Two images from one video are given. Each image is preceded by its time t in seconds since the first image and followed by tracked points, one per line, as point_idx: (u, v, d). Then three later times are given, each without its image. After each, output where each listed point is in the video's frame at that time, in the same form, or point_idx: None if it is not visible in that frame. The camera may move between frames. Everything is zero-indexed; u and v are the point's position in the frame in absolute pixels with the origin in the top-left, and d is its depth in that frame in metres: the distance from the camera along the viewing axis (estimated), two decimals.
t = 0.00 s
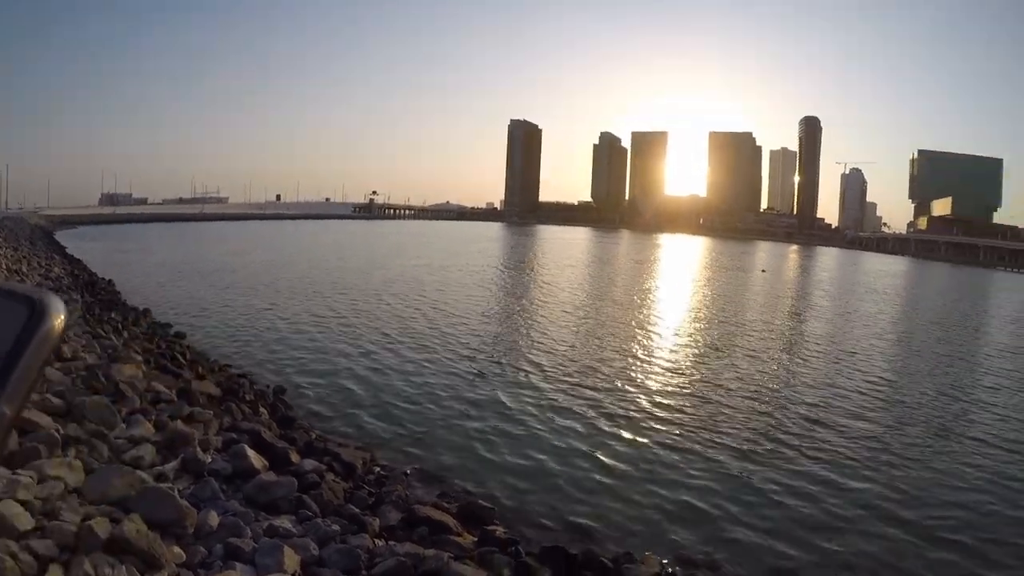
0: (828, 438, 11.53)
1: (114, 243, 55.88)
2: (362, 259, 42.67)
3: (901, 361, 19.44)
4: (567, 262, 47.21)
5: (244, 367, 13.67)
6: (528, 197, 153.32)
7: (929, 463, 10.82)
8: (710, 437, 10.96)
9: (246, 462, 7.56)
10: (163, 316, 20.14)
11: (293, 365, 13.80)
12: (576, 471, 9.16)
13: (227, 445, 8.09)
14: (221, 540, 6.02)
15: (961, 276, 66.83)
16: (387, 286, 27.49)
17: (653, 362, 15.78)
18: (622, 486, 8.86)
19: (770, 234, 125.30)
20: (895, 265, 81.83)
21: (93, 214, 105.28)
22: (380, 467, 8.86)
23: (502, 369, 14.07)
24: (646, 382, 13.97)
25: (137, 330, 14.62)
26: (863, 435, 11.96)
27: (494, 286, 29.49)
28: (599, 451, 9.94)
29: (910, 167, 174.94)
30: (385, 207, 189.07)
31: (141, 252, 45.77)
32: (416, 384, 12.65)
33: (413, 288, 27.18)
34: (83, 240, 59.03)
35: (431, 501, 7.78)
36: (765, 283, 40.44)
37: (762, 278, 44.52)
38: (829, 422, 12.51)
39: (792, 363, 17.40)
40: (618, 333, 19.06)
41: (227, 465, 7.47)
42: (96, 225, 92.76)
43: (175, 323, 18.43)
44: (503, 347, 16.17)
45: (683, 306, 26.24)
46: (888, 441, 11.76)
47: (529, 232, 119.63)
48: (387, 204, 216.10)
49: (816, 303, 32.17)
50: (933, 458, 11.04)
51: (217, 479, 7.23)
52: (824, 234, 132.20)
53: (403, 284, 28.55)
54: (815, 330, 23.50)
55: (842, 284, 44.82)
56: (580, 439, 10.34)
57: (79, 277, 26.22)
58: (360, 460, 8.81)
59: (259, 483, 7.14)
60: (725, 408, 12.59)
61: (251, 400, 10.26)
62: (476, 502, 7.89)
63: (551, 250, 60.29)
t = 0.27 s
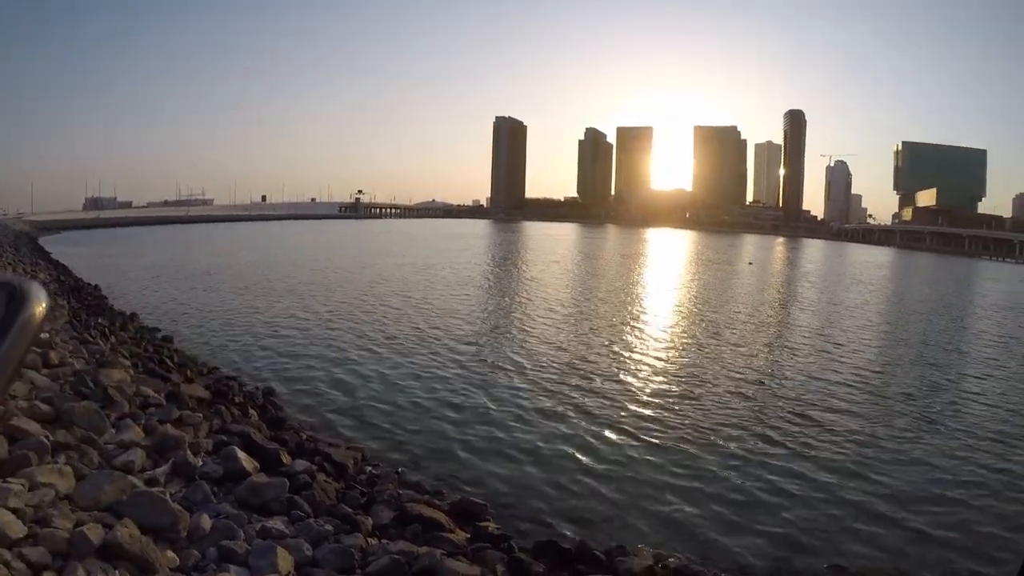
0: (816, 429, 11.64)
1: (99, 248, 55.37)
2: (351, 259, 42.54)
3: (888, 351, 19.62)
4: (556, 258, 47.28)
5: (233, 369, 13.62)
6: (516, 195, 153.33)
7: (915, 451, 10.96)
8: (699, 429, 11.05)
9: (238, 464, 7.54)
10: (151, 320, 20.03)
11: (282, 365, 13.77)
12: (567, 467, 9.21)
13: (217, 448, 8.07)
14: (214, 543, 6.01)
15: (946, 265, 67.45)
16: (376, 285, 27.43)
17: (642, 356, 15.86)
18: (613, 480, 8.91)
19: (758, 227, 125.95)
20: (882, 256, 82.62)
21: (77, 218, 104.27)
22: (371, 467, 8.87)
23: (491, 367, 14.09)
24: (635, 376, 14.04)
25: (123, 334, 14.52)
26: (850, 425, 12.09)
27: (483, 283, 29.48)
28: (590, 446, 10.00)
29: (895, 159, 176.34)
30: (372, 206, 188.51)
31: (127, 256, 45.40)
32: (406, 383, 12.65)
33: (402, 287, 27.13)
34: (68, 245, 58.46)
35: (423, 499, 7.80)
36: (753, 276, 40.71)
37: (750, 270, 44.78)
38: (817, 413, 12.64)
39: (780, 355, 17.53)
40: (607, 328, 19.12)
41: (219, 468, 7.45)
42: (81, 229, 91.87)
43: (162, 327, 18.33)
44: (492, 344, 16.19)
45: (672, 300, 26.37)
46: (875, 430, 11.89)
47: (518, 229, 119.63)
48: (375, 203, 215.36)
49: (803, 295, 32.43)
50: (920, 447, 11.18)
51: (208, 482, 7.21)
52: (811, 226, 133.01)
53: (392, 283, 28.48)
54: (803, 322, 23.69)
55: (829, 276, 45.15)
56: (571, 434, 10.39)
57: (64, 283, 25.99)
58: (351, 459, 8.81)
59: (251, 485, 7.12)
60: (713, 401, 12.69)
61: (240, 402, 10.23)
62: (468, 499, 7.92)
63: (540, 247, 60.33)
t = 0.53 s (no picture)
0: (817, 425, 11.65)
1: (100, 245, 55.34)
2: (351, 255, 42.54)
3: (889, 348, 19.61)
4: (557, 254, 47.25)
5: (234, 366, 13.63)
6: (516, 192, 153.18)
7: (916, 448, 10.97)
8: (700, 426, 11.04)
9: (240, 460, 7.55)
10: (152, 317, 20.04)
11: (283, 362, 13.79)
12: (568, 463, 9.22)
13: (219, 445, 8.07)
14: (216, 539, 6.02)
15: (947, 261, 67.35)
16: (375, 282, 27.44)
17: (643, 353, 15.85)
18: (614, 477, 8.92)
19: (759, 223, 125.79)
20: (882, 252, 82.55)
21: (77, 215, 104.28)
22: (373, 463, 8.88)
23: (492, 363, 14.10)
24: (636, 372, 14.03)
25: (124, 331, 14.54)
26: (851, 421, 12.09)
27: (483, 279, 29.47)
28: (591, 442, 10.01)
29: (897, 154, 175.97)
30: (373, 203, 188.48)
31: (127, 253, 45.43)
32: (407, 379, 12.66)
33: (402, 283, 27.12)
34: (68, 242, 58.45)
35: (425, 495, 7.81)
36: (754, 273, 40.70)
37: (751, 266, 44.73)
38: (818, 409, 12.64)
39: (781, 352, 17.52)
40: (607, 324, 19.13)
41: (221, 465, 7.45)
42: (81, 227, 91.92)
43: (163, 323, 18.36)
44: (493, 341, 16.18)
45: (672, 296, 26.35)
46: (876, 427, 11.89)
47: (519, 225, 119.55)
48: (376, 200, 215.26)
49: (804, 291, 32.40)
50: (921, 443, 11.19)
51: (211, 479, 7.22)
52: (812, 222, 132.82)
53: (392, 279, 28.48)
54: (803, 318, 23.67)
55: (830, 272, 45.10)
56: (572, 431, 10.41)
57: (65, 280, 26.00)
58: (353, 456, 8.82)
59: (253, 481, 7.14)
60: (714, 397, 12.69)
61: (242, 399, 10.24)
62: (470, 496, 7.93)
63: (541, 243, 60.29)
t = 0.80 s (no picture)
0: (811, 426, 11.69)
1: (96, 244, 55.19)
2: (347, 254, 42.51)
3: (883, 349, 19.69)
4: (554, 254, 47.29)
5: (230, 364, 13.63)
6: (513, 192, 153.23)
7: (910, 449, 11.01)
8: (695, 426, 11.07)
9: (236, 459, 7.55)
10: (148, 315, 20.02)
11: (279, 360, 13.79)
12: (563, 463, 9.23)
13: (215, 443, 8.07)
14: (212, 538, 6.01)
15: (943, 263, 67.51)
16: (372, 281, 27.43)
17: (638, 353, 15.86)
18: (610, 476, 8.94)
19: (756, 224, 125.99)
20: (878, 253, 82.72)
21: (74, 213, 104.00)
22: (369, 462, 8.88)
23: (487, 362, 14.10)
24: (631, 372, 14.04)
25: (120, 329, 14.52)
26: (845, 422, 12.13)
27: (480, 279, 29.48)
28: (586, 442, 10.03)
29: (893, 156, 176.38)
30: (370, 202, 188.32)
31: (124, 251, 45.38)
32: (402, 378, 12.67)
33: (398, 283, 27.11)
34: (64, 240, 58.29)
35: (420, 494, 7.82)
36: (750, 273, 40.81)
37: (748, 267, 44.78)
38: (812, 410, 12.68)
39: (777, 352, 17.56)
40: (603, 324, 19.15)
41: (217, 464, 7.45)
42: (77, 225, 91.72)
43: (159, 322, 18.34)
44: (489, 340, 16.19)
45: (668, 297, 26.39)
46: (869, 427, 11.94)
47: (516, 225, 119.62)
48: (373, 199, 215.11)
49: (800, 292, 32.47)
50: (914, 444, 11.24)
51: (207, 478, 7.22)
52: (808, 223, 133.08)
53: (388, 279, 28.47)
54: (799, 320, 23.72)
55: (826, 274, 45.20)
56: (567, 430, 10.42)
57: (61, 278, 25.97)
58: (349, 455, 8.82)
59: (249, 480, 7.14)
60: (709, 397, 12.72)
61: (238, 397, 10.23)
62: (465, 495, 7.93)
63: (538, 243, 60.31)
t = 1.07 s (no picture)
0: (803, 423, 11.74)
1: (88, 241, 54.86)
2: (341, 251, 42.38)
3: (875, 346, 19.76)
4: (548, 251, 47.28)
5: (223, 362, 13.58)
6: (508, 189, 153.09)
7: (901, 447, 11.08)
8: (688, 423, 11.10)
9: (229, 457, 7.53)
10: (140, 312, 19.93)
11: (273, 358, 13.75)
12: (557, 460, 9.26)
13: (208, 441, 8.05)
14: (204, 537, 5.99)
15: (935, 261, 67.85)
16: (365, 278, 27.34)
17: (632, 350, 15.88)
18: (603, 475, 8.96)
19: (750, 221, 126.35)
20: (871, 250, 83.03)
21: (66, 210, 103.32)
22: (362, 460, 8.87)
23: (481, 360, 14.10)
24: (625, 370, 14.06)
25: (112, 327, 14.44)
26: (837, 420, 12.19)
27: (474, 276, 29.45)
28: (580, 439, 10.05)
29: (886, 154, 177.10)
30: (364, 199, 187.83)
31: (116, 248, 45.14)
32: (396, 375, 12.66)
33: (392, 280, 27.05)
34: (56, 238, 57.92)
35: (414, 492, 7.81)
36: (743, 271, 40.91)
37: (741, 265, 44.87)
38: (805, 407, 12.73)
39: (770, 350, 17.61)
40: (597, 322, 19.16)
41: (210, 462, 7.43)
42: (69, 222, 91.11)
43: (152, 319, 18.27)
44: (483, 338, 16.18)
45: (663, 294, 26.39)
46: (861, 425, 11.99)
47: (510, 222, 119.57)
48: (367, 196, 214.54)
49: (793, 290, 32.62)
50: (905, 442, 11.32)
51: (199, 476, 7.20)
52: (802, 220, 133.56)
53: (382, 276, 28.40)
54: (792, 317, 23.79)
55: (819, 271, 45.35)
56: (561, 428, 10.44)
57: (53, 276, 25.80)
58: (342, 452, 8.81)
59: (242, 478, 7.12)
60: (702, 395, 12.75)
61: (230, 395, 10.20)
62: (458, 492, 7.94)
63: (533, 240, 60.28)
